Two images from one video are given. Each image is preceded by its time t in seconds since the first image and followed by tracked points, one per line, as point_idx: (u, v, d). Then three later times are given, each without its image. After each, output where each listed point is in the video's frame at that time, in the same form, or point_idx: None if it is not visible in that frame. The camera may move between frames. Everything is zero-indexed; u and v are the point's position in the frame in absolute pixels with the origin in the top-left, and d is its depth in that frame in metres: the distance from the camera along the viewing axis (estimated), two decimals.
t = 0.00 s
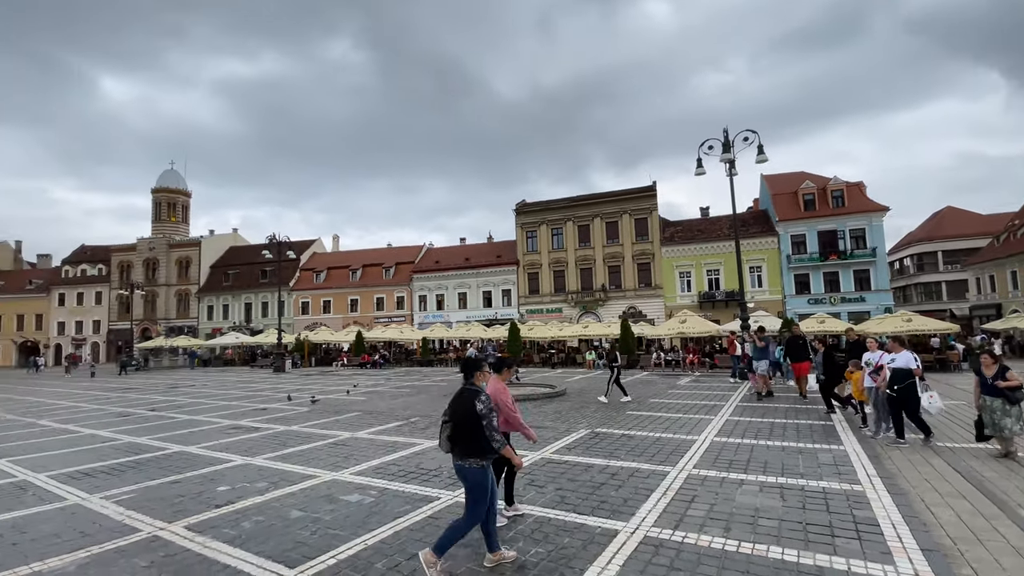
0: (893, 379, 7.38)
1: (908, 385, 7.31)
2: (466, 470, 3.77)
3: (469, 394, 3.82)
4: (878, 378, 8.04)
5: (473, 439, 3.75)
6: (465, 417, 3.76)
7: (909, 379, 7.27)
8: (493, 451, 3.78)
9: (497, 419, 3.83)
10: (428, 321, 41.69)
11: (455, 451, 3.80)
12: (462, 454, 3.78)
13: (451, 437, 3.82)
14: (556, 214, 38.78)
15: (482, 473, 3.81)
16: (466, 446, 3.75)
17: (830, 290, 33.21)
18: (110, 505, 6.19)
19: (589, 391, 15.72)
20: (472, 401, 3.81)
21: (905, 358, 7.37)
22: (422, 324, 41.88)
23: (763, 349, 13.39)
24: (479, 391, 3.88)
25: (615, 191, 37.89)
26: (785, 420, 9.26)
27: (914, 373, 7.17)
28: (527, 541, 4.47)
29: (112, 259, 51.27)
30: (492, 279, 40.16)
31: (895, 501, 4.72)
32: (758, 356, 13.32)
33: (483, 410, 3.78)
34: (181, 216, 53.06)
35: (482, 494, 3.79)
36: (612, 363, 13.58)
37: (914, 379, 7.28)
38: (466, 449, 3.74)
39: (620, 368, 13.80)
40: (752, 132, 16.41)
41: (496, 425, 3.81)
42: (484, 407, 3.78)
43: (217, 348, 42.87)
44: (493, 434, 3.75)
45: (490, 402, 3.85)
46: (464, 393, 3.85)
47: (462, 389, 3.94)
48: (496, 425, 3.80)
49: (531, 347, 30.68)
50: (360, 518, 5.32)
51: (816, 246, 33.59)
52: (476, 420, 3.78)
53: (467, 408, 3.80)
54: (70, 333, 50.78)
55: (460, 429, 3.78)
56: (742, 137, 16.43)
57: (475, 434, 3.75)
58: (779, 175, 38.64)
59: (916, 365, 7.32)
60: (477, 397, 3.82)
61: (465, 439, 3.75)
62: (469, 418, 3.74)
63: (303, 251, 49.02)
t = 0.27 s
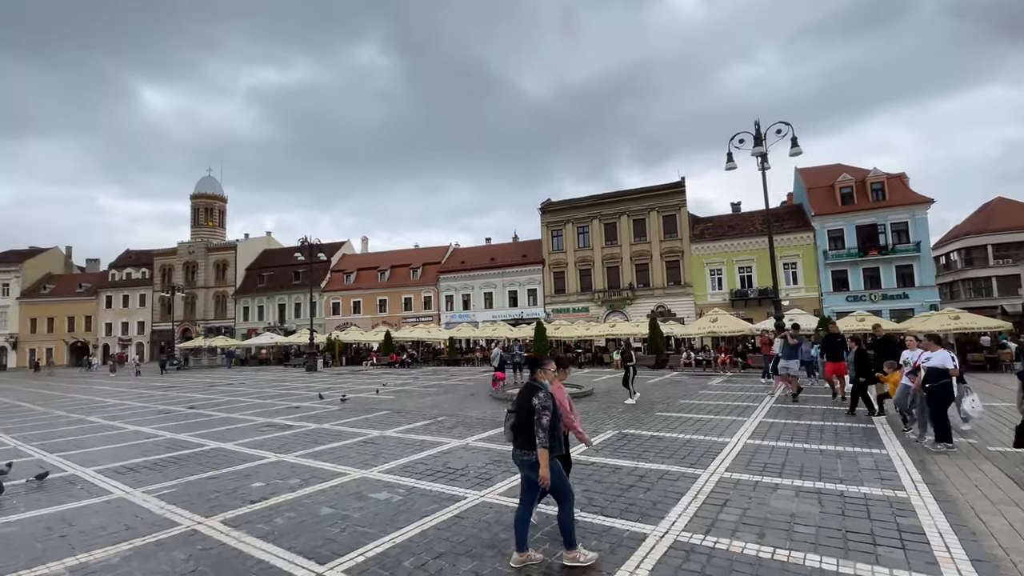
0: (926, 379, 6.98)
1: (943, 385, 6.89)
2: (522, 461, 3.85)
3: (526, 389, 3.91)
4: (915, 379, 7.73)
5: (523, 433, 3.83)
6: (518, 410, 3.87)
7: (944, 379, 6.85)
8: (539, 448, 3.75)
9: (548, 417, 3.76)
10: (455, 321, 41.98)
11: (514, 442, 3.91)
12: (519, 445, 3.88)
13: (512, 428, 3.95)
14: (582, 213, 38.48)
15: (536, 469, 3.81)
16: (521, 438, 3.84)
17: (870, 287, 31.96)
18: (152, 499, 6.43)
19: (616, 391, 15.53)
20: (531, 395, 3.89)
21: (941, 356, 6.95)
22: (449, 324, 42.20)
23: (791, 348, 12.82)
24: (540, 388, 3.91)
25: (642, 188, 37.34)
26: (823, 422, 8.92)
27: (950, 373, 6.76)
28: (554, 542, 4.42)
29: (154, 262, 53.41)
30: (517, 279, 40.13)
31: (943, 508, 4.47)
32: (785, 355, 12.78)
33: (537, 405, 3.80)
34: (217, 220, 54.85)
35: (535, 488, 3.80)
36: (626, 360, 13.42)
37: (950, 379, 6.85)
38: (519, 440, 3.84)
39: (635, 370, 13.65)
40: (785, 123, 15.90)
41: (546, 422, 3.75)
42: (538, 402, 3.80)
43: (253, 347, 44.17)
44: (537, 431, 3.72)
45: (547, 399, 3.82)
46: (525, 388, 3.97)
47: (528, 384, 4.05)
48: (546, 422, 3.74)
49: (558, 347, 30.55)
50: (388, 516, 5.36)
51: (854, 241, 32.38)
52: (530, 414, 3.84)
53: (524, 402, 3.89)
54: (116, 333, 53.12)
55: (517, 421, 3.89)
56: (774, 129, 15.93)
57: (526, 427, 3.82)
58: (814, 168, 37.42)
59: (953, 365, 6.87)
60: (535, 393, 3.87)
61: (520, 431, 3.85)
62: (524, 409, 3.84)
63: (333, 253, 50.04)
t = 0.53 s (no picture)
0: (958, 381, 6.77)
1: (975, 387, 6.68)
2: (585, 463, 3.91)
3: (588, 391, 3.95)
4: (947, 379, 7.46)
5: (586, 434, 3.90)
6: (581, 412, 3.93)
7: (976, 381, 6.65)
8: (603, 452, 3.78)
9: (611, 421, 3.80)
10: (478, 321, 42.14)
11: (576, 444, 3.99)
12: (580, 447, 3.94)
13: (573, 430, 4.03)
14: (605, 211, 38.14)
15: (597, 470, 3.85)
16: (583, 440, 3.91)
17: (908, 283, 30.83)
18: (186, 494, 6.62)
19: (641, 391, 15.34)
20: (591, 399, 3.93)
21: (972, 357, 6.73)
22: (472, 324, 42.39)
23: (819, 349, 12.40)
24: (601, 390, 3.94)
25: (666, 185, 36.78)
26: (857, 424, 8.63)
27: (982, 375, 6.54)
28: (578, 544, 4.37)
29: (188, 264, 55.18)
30: (540, 278, 40.03)
31: (988, 515, 4.25)
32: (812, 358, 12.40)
33: (597, 409, 3.84)
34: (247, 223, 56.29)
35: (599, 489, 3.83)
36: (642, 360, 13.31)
37: (983, 381, 6.63)
38: (582, 441, 3.92)
39: (650, 366, 13.53)
40: (815, 115, 15.43)
41: (608, 427, 3.78)
42: (599, 406, 3.84)
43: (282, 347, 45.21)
44: (600, 435, 3.76)
45: (608, 403, 3.84)
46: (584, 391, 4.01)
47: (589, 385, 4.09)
48: (608, 426, 3.77)
49: (581, 346, 30.38)
50: (413, 514, 5.39)
51: (891, 236, 31.27)
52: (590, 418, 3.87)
53: (586, 404, 3.94)
54: (153, 334, 55.06)
55: (579, 423, 3.96)
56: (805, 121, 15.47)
57: (588, 430, 3.88)
58: (847, 161, 36.29)
59: (985, 367, 6.65)
60: (596, 396, 3.91)
61: (582, 433, 3.91)
62: (585, 413, 3.89)
63: (358, 254, 50.81)
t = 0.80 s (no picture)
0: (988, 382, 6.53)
1: (1006, 389, 6.43)
2: (648, 461, 3.80)
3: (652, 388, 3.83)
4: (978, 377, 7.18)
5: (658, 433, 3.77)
6: (649, 411, 3.79)
7: (1004, 383, 6.44)
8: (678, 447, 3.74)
9: (682, 415, 3.79)
10: (501, 320, 42.22)
11: (635, 441, 3.86)
12: (643, 444, 3.82)
13: (631, 428, 3.90)
14: (629, 208, 37.73)
15: (668, 468, 3.78)
16: (646, 437, 3.78)
17: (948, 280, 29.60)
18: (219, 489, 6.80)
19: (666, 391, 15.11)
20: (654, 394, 3.83)
21: (1000, 358, 6.48)
22: (495, 323, 42.49)
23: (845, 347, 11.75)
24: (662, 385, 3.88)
25: (692, 181, 36.15)
26: (894, 426, 8.30)
27: (1010, 377, 6.32)
28: (603, 546, 4.31)
29: (220, 267, 56.85)
30: (563, 277, 39.83)
31: None
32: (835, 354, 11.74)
33: (665, 406, 3.76)
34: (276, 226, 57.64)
35: (665, 487, 3.75)
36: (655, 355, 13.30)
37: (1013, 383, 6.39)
38: (652, 441, 3.77)
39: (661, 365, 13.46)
40: (848, 107, 14.96)
41: (682, 422, 3.77)
42: (667, 402, 3.77)
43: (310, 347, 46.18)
44: (680, 431, 3.72)
45: (673, 398, 3.83)
46: (644, 387, 3.88)
47: (641, 382, 3.95)
48: (681, 421, 3.77)
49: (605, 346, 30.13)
50: (437, 512, 5.41)
51: (929, 230, 30.09)
52: (659, 414, 3.78)
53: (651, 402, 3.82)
54: (187, 334, 56.93)
55: (644, 422, 3.80)
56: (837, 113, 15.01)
57: (660, 428, 3.75)
58: (882, 154, 35.06)
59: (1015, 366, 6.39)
60: (660, 391, 3.83)
61: (646, 431, 3.78)
62: (656, 411, 3.75)
63: (383, 255, 51.49)
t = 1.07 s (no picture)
0: None
1: None
2: (720, 464, 3.74)
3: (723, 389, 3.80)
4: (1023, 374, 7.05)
5: (732, 434, 3.71)
6: (721, 411, 3.75)
7: None
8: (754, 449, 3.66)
9: (757, 414, 3.71)
10: (528, 320, 42.19)
11: (707, 443, 3.83)
12: (714, 446, 3.77)
13: (701, 430, 3.86)
14: (657, 206, 37.15)
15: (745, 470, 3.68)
16: (720, 439, 3.73)
17: (999, 276, 28.08)
18: (255, 484, 7.00)
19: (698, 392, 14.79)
20: (727, 395, 3.80)
21: None
22: (522, 322, 42.50)
23: (878, 346, 11.13)
24: (735, 387, 3.84)
25: (723, 176, 35.35)
26: (941, 430, 7.91)
27: None
28: (633, 548, 4.24)
29: (256, 268, 58.62)
30: (590, 276, 39.51)
31: None
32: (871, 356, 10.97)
33: (739, 407, 3.71)
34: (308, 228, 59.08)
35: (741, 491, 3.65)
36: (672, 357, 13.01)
37: None
38: (726, 443, 3.70)
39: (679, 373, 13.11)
40: (890, 96, 14.37)
41: (758, 422, 3.69)
42: (740, 402, 3.72)
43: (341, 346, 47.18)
44: (757, 431, 3.65)
45: (748, 399, 3.78)
46: (716, 388, 3.85)
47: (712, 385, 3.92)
48: (758, 422, 3.69)
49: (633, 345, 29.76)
50: (465, 511, 5.42)
51: (978, 224, 28.62)
52: (733, 415, 3.72)
53: (724, 404, 3.77)
54: (225, 333, 58.94)
55: (717, 423, 3.76)
56: (878, 103, 14.42)
57: (736, 429, 3.69)
58: (926, 144, 33.51)
59: None
60: (734, 393, 3.79)
61: (720, 432, 3.74)
62: (730, 411, 3.70)
63: (411, 256, 52.14)
